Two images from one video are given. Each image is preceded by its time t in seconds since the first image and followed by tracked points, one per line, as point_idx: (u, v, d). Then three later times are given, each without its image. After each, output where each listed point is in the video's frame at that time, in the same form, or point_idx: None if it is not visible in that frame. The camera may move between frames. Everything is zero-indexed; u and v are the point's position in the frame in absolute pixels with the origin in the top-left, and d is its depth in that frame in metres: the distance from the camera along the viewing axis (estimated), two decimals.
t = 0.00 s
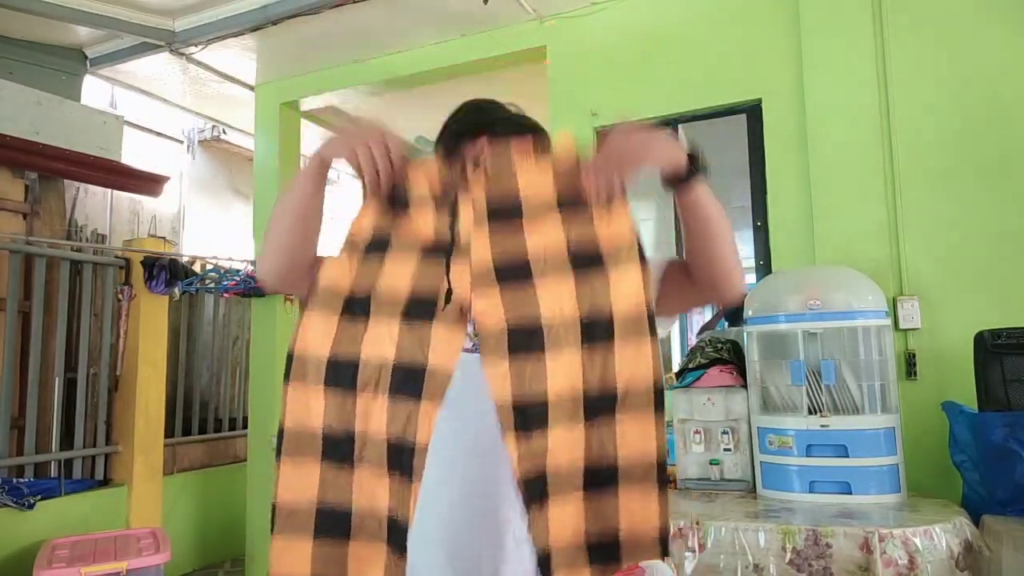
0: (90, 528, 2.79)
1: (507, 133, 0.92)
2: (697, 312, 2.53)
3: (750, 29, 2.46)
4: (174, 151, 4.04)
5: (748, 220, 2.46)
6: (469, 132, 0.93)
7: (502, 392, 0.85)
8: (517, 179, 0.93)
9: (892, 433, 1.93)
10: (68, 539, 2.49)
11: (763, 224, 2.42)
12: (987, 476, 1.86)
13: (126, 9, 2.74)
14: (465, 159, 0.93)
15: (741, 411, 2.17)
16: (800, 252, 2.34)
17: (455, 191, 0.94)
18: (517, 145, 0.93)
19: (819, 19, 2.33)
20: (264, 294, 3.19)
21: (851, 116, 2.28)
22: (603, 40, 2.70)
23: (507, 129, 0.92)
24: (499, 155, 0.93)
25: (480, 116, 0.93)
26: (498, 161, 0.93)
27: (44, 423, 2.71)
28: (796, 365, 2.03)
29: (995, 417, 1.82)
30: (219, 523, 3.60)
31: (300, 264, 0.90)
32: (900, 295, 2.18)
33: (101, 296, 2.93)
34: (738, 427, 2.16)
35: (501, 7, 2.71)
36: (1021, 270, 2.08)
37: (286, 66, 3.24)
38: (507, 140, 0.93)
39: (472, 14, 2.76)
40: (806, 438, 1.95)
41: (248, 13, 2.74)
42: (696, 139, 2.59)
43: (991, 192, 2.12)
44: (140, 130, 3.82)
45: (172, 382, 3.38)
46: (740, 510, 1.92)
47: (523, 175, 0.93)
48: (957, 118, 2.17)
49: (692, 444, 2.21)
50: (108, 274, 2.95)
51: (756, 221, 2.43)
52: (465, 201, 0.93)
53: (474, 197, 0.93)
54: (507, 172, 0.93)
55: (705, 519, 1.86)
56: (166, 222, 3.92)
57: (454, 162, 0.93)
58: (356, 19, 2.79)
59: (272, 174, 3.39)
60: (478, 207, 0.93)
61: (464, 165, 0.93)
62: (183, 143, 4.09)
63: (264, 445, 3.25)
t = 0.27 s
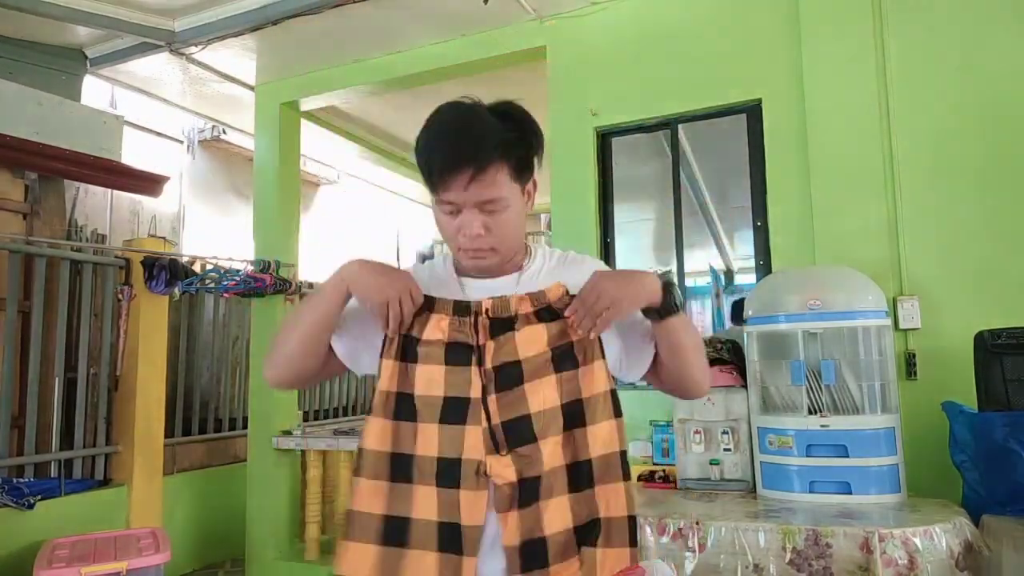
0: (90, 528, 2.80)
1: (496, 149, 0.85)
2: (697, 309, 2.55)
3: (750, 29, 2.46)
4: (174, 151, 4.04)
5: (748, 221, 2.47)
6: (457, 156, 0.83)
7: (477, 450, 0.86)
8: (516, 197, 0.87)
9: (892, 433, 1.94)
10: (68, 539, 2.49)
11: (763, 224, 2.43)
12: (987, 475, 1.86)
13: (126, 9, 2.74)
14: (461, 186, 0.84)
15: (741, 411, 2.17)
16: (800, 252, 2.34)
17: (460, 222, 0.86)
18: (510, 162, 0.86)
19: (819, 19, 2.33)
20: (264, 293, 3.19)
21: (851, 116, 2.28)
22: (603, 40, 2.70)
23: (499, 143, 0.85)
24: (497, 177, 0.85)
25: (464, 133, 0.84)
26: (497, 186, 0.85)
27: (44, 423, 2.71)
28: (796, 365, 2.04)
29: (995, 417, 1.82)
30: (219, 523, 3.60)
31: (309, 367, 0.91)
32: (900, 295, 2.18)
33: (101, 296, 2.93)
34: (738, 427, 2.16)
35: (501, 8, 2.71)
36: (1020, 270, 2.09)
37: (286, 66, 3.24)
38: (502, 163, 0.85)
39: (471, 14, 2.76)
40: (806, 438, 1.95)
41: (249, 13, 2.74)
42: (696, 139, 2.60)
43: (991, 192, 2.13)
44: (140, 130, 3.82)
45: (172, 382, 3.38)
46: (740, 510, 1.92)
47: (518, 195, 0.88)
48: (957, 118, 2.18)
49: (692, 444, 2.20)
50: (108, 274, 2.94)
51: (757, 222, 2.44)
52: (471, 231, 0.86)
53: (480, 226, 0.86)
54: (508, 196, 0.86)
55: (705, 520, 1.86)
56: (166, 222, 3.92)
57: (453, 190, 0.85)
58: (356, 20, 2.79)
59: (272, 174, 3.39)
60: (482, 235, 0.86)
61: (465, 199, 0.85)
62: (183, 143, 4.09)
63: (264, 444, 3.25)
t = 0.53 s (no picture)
0: (90, 528, 2.80)
1: (487, 142, 0.86)
2: (697, 309, 2.55)
3: (750, 29, 2.46)
4: (174, 151, 4.04)
5: (748, 221, 2.48)
6: (450, 149, 0.85)
7: (487, 475, 0.83)
8: (508, 191, 0.88)
9: (892, 433, 1.94)
10: (68, 539, 2.49)
11: (763, 224, 2.43)
12: (987, 475, 1.86)
13: (126, 9, 2.74)
14: (454, 179, 0.86)
15: (741, 411, 2.17)
16: (800, 252, 2.34)
17: (454, 217, 0.87)
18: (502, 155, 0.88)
19: (819, 19, 2.33)
20: (264, 294, 3.19)
21: (851, 116, 2.28)
22: (603, 41, 2.70)
23: (489, 136, 0.86)
24: (490, 170, 0.87)
25: (455, 126, 0.85)
26: (490, 178, 0.86)
27: (44, 423, 2.71)
28: (796, 365, 2.04)
29: (995, 417, 1.82)
30: (219, 523, 3.60)
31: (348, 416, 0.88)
32: (900, 295, 2.18)
33: (101, 296, 2.93)
34: (738, 427, 2.16)
35: (501, 8, 2.71)
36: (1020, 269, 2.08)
37: (286, 66, 3.24)
38: (493, 152, 0.87)
39: (471, 14, 2.76)
40: (806, 438, 1.95)
41: (249, 13, 2.74)
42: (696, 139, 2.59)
43: (991, 192, 2.13)
44: (140, 130, 3.82)
45: (172, 382, 3.38)
46: (740, 510, 1.92)
47: (511, 187, 0.89)
48: (957, 118, 2.18)
49: (692, 444, 2.20)
50: (108, 274, 2.94)
51: (757, 222, 2.44)
52: (464, 225, 0.87)
53: (473, 219, 0.87)
54: (501, 188, 0.87)
55: (705, 519, 1.86)
56: (166, 222, 3.92)
57: (447, 184, 0.86)
58: (356, 20, 2.79)
59: (272, 174, 3.39)
60: (475, 230, 0.88)
61: (459, 191, 0.86)
62: (183, 143, 4.09)
63: (264, 445, 3.25)
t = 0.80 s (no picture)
0: (91, 528, 2.80)
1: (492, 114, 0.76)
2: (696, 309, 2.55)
3: (750, 29, 2.46)
4: (174, 151, 4.04)
5: (748, 222, 2.48)
6: (447, 124, 0.75)
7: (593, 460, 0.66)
8: (520, 168, 0.77)
9: (892, 433, 1.93)
10: (68, 539, 2.49)
11: (763, 224, 2.43)
12: (987, 476, 1.86)
13: (126, 9, 2.74)
14: (454, 157, 0.75)
15: (741, 411, 2.16)
16: (800, 252, 2.34)
17: (460, 201, 0.76)
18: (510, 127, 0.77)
19: (819, 19, 2.33)
20: (264, 294, 3.20)
21: (851, 116, 2.28)
22: (603, 40, 2.70)
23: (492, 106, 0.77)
24: (496, 144, 0.76)
25: (453, 103, 0.77)
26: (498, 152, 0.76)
27: (44, 423, 2.71)
28: (796, 365, 2.03)
29: (994, 417, 1.83)
30: (220, 523, 3.60)
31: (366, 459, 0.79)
32: (900, 295, 2.18)
33: (101, 297, 2.93)
34: (738, 427, 2.16)
35: (501, 7, 2.71)
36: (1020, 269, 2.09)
37: (286, 66, 3.25)
38: (498, 127, 0.77)
39: (471, 14, 2.76)
40: (806, 438, 1.95)
41: (248, 13, 2.74)
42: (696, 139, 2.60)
43: (991, 192, 2.13)
44: (140, 130, 3.82)
45: (172, 382, 3.38)
46: (740, 510, 1.92)
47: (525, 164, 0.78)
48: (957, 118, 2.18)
49: (692, 444, 2.20)
50: (108, 274, 2.94)
51: (757, 222, 2.44)
52: (473, 208, 0.76)
53: (482, 202, 0.76)
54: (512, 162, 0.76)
55: (705, 519, 1.86)
56: (166, 222, 3.92)
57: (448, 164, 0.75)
58: (356, 20, 2.79)
59: (272, 174, 3.39)
60: (484, 214, 0.77)
61: (463, 171, 0.75)
62: (183, 143, 4.09)
63: (264, 444, 3.25)
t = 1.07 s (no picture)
0: (90, 528, 2.80)
1: (539, 102, 0.86)
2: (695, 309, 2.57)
3: (750, 29, 2.46)
4: (175, 151, 4.04)
5: (748, 222, 2.48)
6: (496, 107, 0.85)
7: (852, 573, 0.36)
8: (564, 159, 0.87)
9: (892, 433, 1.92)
10: (68, 539, 2.49)
11: (763, 224, 2.43)
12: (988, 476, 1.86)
13: (126, 9, 2.74)
14: (501, 141, 0.85)
15: (742, 411, 2.17)
16: (800, 252, 2.34)
17: (504, 186, 0.85)
18: (555, 116, 0.87)
19: (819, 19, 2.33)
20: (264, 294, 3.20)
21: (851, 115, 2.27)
22: (603, 40, 2.70)
23: (540, 94, 0.86)
24: (542, 132, 0.86)
25: (501, 86, 0.85)
26: (545, 139, 0.85)
27: (43, 423, 2.71)
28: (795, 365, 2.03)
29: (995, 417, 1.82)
30: (220, 523, 3.61)
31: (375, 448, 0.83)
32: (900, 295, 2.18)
33: (101, 296, 2.93)
34: (738, 427, 2.16)
35: (501, 8, 2.71)
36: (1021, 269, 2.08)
37: (286, 66, 3.24)
38: (548, 111, 0.87)
39: (472, 14, 2.76)
40: (806, 438, 1.95)
41: (248, 13, 2.74)
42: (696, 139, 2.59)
43: (993, 192, 2.12)
44: (141, 130, 3.82)
45: (172, 382, 3.38)
46: (741, 510, 1.92)
47: (568, 153, 0.88)
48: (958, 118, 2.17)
49: (692, 444, 2.22)
50: (108, 274, 2.94)
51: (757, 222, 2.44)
52: (518, 194, 0.85)
53: (527, 189, 0.85)
54: (559, 151, 0.86)
55: (705, 520, 1.86)
56: (166, 222, 3.92)
57: (494, 150, 0.85)
58: (356, 19, 2.79)
59: (273, 174, 3.39)
60: (528, 203, 0.85)
61: (508, 156, 0.85)
62: (183, 143, 4.09)
63: (264, 445, 3.25)
